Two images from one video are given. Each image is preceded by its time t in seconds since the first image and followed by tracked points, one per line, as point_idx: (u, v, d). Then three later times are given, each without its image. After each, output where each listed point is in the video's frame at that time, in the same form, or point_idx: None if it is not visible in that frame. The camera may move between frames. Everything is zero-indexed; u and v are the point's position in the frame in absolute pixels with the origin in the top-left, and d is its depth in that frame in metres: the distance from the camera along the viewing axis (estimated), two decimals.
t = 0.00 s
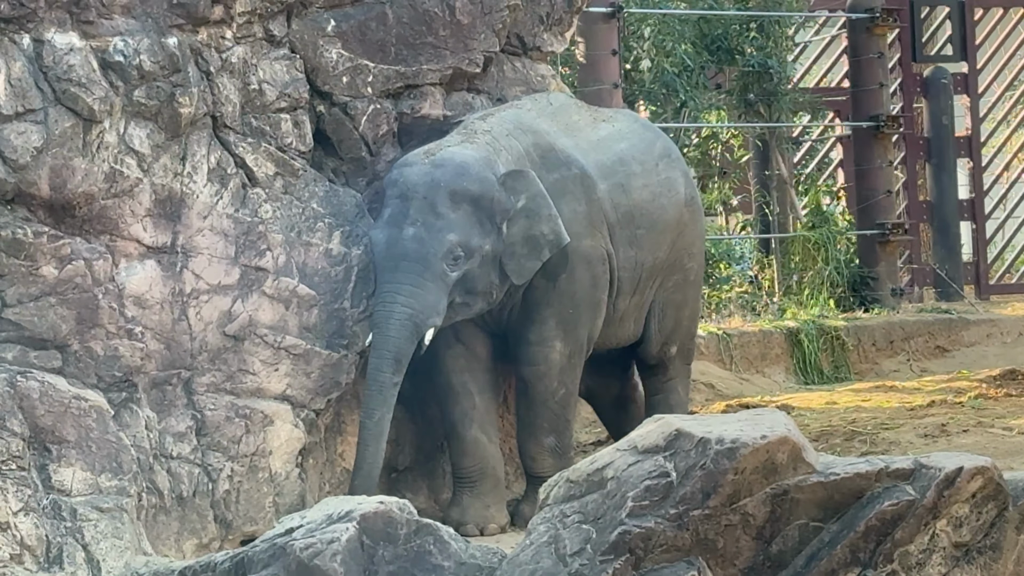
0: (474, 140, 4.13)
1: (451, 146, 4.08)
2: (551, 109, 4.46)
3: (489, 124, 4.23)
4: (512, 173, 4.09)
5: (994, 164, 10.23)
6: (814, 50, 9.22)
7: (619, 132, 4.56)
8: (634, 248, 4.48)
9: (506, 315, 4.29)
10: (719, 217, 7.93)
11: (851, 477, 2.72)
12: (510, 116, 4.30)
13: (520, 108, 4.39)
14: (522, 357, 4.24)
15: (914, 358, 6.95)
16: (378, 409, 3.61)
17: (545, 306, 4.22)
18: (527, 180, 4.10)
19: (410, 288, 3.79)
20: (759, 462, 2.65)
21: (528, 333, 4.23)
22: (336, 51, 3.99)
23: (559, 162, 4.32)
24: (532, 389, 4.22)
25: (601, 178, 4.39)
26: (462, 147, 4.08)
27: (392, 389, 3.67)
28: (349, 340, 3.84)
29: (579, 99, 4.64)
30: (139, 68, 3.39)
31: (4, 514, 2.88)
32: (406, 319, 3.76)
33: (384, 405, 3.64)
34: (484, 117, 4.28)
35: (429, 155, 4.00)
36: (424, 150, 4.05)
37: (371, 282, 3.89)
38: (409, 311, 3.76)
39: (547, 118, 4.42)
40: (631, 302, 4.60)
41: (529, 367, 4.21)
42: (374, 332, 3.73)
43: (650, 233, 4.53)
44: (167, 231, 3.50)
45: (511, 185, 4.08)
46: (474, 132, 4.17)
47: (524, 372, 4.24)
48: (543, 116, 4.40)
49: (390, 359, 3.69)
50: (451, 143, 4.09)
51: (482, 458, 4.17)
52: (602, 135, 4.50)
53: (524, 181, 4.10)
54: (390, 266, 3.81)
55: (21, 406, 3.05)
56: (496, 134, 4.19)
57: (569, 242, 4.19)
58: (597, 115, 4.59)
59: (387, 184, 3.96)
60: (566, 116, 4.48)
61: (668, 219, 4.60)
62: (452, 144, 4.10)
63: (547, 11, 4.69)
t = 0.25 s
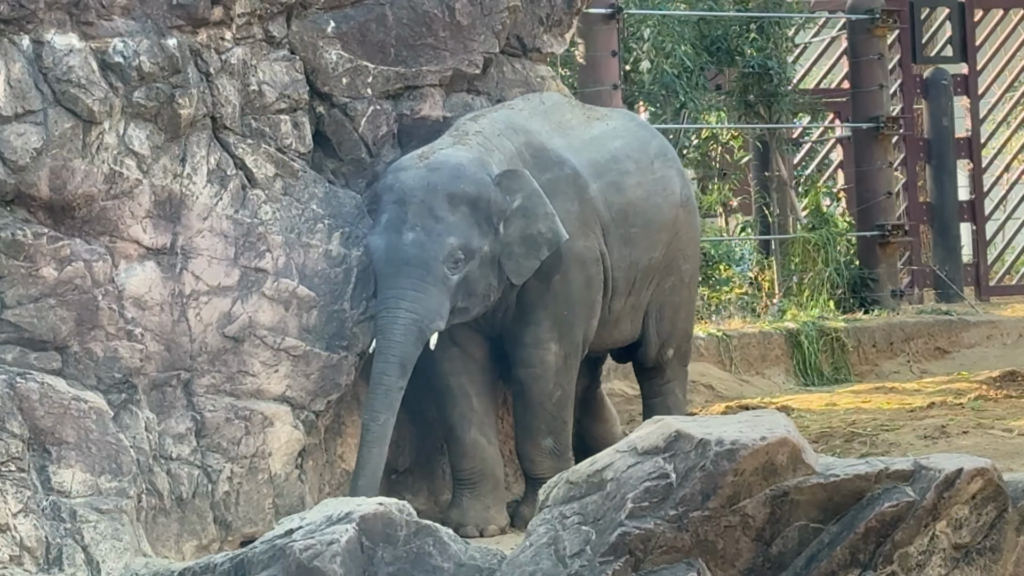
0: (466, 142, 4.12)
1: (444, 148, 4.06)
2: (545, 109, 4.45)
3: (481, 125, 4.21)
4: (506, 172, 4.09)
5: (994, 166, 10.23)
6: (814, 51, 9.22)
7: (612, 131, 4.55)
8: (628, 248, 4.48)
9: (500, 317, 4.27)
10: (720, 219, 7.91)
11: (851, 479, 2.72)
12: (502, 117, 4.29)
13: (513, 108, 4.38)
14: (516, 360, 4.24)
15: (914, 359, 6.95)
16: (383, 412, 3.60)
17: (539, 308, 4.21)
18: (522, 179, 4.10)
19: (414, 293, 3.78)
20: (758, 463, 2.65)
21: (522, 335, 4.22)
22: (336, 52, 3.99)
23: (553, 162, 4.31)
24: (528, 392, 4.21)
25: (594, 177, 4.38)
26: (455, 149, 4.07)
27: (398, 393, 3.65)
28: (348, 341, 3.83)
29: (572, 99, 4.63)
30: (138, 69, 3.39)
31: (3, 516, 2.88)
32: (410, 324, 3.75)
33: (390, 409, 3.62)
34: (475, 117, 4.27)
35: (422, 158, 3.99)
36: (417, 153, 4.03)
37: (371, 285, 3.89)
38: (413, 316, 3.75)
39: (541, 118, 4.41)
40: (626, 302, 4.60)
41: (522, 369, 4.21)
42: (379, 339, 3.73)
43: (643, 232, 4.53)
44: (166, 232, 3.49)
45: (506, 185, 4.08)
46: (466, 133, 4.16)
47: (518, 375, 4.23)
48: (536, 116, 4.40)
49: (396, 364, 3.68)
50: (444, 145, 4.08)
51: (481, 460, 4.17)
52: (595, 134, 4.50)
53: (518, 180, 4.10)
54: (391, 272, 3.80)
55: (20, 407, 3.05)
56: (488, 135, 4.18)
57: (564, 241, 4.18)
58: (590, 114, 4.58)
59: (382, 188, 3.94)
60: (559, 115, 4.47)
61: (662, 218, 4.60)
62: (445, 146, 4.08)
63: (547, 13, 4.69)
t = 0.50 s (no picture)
0: (460, 144, 4.11)
1: (438, 151, 4.05)
2: (540, 111, 4.44)
3: (475, 127, 4.20)
4: (499, 175, 4.07)
5: (994, 167, 10.23)
6: (813, 53, 9.22)
7: (608, 133, 4.54)
8: (623, 251, 4.47)
9: (497, 320, 4.26)
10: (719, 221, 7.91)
11: (850, 480, 2.72)
12: (496, 119, 4.29)
13: (508, 110, 4.37)
14: (513, 362, 4.22)
15: (913, 361, 6.95)
16: (386, 410, 3.59)
17: (535, 311, 4.20)
18: (514, 181, 4.07)
19: (410, 298, 3.77)
20: (757, 464, 2.64)
21: (519, 337, 4.20)
22: (334, 54, 4.00)
23: (548, 164, 4.30)
24: (524, 393, 4.21)
25: (589, 181, 4.37)
26: (448, 152, 4.05)
27: (397, 392, 3.66)
28: (347, 342, 3.82)
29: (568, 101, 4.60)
30: (136, 70, 3.39)
31: (2, 517, 2.88)
32: (407, 328, 3.75)
33: (392, 407, 3.62)
34: (469, 120, 4.26)
35: (415, 161, 3.96)
36: (410, 156, 4.01)
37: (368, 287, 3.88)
38: (411, 321, 3.75)
39: (536, 120, 4.39)
40: (620, 305, 4.59)
41: (521, 371, 4.19)
42: (376, 342, 3.72)
43: (637, 236, 4.52)
44: (164, 233, 3.50)
45: (499, 188, 4.05)
46: (460, 135, 4.15)
47: (515, 377, 4.22)
48: (532, 118, 4.38)
49: (395, 369, 3.68)
50: (437, 148, 4.06)
51: (479, 461, 4.17)
52: (591, 137, 4.48)
53: (510, 182, 4.07)
54: (386, 278, 3.78)
55: (18, 408, 3.06)
56: (482, 137, 4.19)
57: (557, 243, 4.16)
58: (587, 116, 4.56)
59: (375, 193, 3.91)
60: (555, 118, 4.44)
61: (657, 223, 4.60)
62: (438, 149, 4.06)
63: (545, 14, 4.69)
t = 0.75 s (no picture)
0: (458, 143, 4.10)
1: (435, 148, 4.04)
2: (537, 114, 4.44)
3: (474, 128, 4.20)
4: (496, 173, 4.05)
5: (993, 169, 10.23)
6: (812, 54, 9.23)
7: (606, 135, 4.53)
8: (622, 252, 4.46)
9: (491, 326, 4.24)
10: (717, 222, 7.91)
11: (848, 482, 2.72)
12: (494, 121, 4.29)
13: (505, 113, 4.37)
14: (510, 364, 4.21)
15: (912, 362, 6.95)
16: (379, 408, 3.58)
17: (532, 312, 4.18)
18: (512, 179, 4.06)
19: (403, 291, 3.73)
20: (755, 466, 2.64)
21: (516, 339, 4.18)
22: (333, 55, 4.01)
23: (546, 167, 4.29)
24: (522, 395, 4.21)
25: (588, 184, 4.35)
26: (447, 150, 4.04)
27: (391, 388, 3.64)
28: (346, 343, 3.81)
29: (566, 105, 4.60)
30: (135, 71, 3.38)
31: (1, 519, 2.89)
32: (401, 321, 3.71)
33: (385, 405, 3.60)
34: (468, 120, 4.26)
35: (413, 158, 3.96)
36: (407, 154, 4.00)
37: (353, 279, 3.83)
38: (405, 314, 3.71)
39: (534, 123, 4.39)
40: (617, 306, 4.59)
41: (518, 372, 4.18)
42: (369, 336, 3.69)
43: (636, 237, 4.51)
44: (162, 234, 3.50)
45: (496, 185, 4.03)
46: (458, 136, 4.14)
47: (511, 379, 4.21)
48: (529, 121, 4.38)
49: (387, 361, 3.65)
50: (435, 146, 4.06)
51: (476, 462, 4.17)
52: (589, 140, 4.46)
53: (508, 180, 4.05)
54: (381, 270, 3.74)
55: (16, 410, 3.06)
56: (481, 138, 4.17)
57: (554, 244, 4.16)
58: (585, 119, 4.55)
59: (371, 189, 3.90)
60: (553, 120, 4.44)
61: (655, 225, 4.60)
62: (436, 147, 4.06)
63: (544, 15, 4.68)
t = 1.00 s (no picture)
0: (456, 144, 4.11)
1: (433, 150, 4.04)
2: (535, 115, 4.43)
3: (472, 129, 4.20)
4: (494, 176, 4.05)
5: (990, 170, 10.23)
6: (811, 55, 9.23)
7: (603, 134, 4.53)
8: (619, 253, 4.46)
9: (489, 326, 4.24)
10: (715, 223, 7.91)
11: (845, 483, 2.72)
12: (493, 122, 4.28)
13: (503, 114, 4.36)
14: (508, 365, 4.21)
15: (910, 363, 6.95)
16: (372, 411, 3.56)
17: (530, 314, 4.18)
18: (509, 182, 4.06)
19: (397, 293, 3.71)
20: (752, 467, 2.64)
21: (513, 341, 4.18)
22: (330, 56, 4.01)
23: (545, 169, 4.28)
24: (520, 396, 4.21)
25: (586, 184, 4.35)
26: (445, 151, 4.04)
27: (384, 391, 3.61)
28: (343, 344, 3.81)
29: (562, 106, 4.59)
30: (133, 72, 3.39)
31: None
32: (394, 324, 3.68)
33: (376, 407, 3.58)
34: (467, 121, 4.26)
35: (410, 159, 3.95)
36: (405, 155, 4.00)
37: (351, 281, 3.83)
38: (398, 317, 3.68)
39: (532, 124, 4.39)
40: (615, 306, 4.58)
41: (515, 374, 4.18)
42: (362, 338, 3.66)
43: (634, 238, 4.51)
44: (160, 235, 3.49)
45: (493, 188, 4.03)
46: (456, 137, 4.14)
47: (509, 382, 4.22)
48: (527, 122, 4.38)
49: (381, 365, 3.62)
50: (432, 148, 4.06)
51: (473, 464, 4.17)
52: (587, 139, 4.46)
53: (506, 184, 4.05)
54: (376, 272, 3.72)
55: (14, 411, 3.06)
56: (479, 140, 4.18)
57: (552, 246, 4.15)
58: (583, 119, 4.54)
59: (368, 190, 3.89)
60: (550, 120, 4.45)
61: (652, 225, 4.60)
62: (435, 148, 4.06)
63: (542, 16, 4.68)
